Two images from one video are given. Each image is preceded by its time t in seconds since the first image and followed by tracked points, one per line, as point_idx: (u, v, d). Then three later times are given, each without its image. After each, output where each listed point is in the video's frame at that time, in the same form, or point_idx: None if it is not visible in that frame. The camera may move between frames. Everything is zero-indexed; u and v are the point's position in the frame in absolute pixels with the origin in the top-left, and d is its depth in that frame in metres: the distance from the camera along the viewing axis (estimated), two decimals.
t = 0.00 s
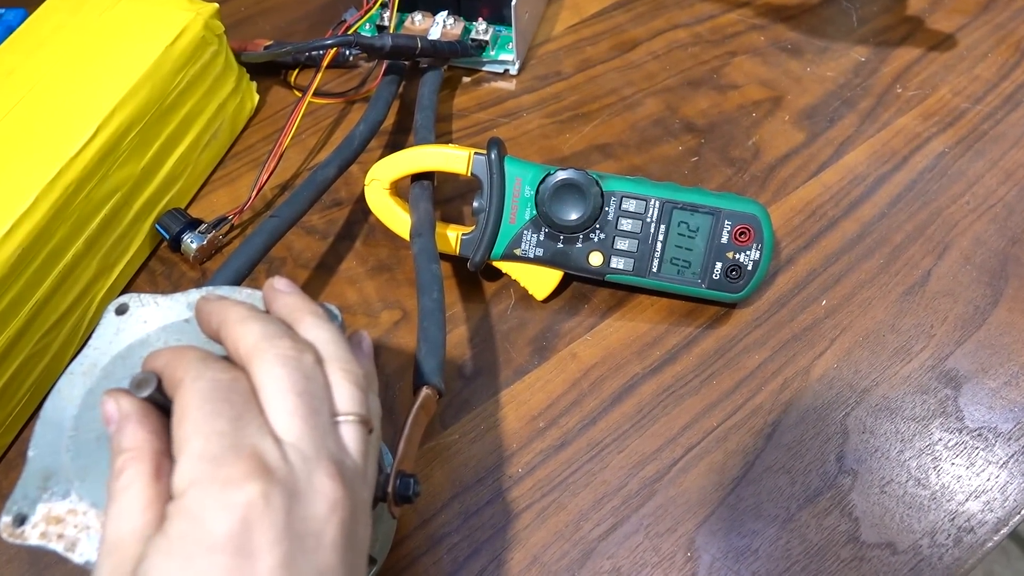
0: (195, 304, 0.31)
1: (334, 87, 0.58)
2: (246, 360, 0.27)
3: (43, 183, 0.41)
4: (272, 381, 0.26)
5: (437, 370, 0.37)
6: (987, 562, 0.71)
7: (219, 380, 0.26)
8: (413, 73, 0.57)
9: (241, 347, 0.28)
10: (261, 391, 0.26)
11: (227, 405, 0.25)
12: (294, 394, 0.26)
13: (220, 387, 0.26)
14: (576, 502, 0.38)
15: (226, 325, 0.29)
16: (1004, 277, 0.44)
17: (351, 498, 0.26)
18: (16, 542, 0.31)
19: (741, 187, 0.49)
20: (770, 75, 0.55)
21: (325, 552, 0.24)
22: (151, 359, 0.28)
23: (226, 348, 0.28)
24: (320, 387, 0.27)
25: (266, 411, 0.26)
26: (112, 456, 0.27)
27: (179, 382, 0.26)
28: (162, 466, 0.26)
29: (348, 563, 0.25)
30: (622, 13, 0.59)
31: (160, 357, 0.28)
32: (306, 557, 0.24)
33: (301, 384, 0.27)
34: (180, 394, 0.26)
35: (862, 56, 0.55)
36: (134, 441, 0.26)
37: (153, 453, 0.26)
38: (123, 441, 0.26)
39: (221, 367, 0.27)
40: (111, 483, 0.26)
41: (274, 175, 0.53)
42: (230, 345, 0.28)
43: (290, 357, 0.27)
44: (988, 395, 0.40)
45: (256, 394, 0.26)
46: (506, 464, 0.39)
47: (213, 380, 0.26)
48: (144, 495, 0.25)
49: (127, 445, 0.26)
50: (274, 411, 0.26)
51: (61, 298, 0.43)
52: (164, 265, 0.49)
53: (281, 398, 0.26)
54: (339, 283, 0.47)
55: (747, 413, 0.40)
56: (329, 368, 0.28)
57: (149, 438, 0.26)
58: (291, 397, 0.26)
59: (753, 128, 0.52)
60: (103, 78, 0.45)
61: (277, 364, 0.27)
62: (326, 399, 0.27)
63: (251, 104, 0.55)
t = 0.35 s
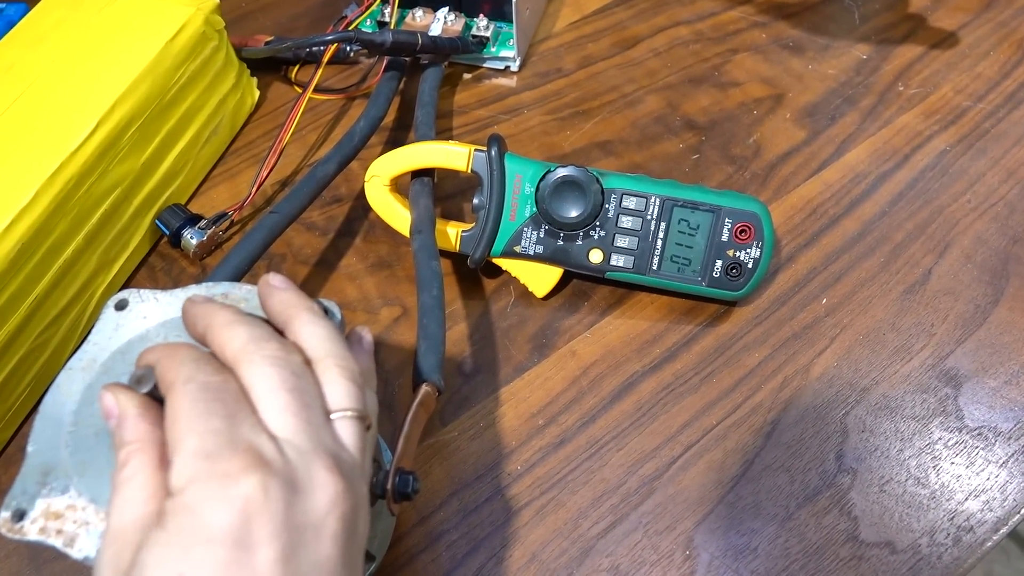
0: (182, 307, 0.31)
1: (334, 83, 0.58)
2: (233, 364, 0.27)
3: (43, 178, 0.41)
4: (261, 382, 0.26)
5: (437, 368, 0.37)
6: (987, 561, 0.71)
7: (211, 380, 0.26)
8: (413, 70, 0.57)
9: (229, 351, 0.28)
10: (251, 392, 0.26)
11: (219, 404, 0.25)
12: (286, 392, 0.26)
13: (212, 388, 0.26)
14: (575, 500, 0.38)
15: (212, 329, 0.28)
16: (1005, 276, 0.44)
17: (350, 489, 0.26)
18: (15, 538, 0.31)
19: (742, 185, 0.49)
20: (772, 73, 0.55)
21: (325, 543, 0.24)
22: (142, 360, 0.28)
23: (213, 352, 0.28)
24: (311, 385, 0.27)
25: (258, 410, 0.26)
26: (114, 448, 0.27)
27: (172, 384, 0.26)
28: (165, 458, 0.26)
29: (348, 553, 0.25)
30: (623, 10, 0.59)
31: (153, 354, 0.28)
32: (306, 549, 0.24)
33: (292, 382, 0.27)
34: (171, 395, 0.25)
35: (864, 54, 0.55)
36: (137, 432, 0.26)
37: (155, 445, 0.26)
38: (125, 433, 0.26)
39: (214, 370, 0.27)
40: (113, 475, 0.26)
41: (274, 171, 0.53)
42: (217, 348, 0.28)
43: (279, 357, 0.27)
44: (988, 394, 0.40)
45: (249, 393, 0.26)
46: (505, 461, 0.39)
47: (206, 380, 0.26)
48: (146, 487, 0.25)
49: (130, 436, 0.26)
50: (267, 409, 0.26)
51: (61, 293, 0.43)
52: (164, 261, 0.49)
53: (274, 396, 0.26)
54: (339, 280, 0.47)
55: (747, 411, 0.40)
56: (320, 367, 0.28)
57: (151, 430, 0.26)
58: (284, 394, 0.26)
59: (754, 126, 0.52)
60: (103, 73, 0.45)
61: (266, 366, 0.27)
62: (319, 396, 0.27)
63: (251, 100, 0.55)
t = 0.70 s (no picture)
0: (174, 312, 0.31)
1: (335, 80, 0.58)
2: (228, 367, 0.27)
3: (43, 175, 0.40)
4: (261, 380, 0.26)
5: (437, 366, 0.37)
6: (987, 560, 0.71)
7: (211, 379, 0.26)
8: (414, 67, 0.57)
9: (224, 352, 0.27)
10: (251, 389, 0.26)
11: (221, 401, 0.25)
12: (286, 389, 0.26)
13: (213, 386, 0.25)
14: (575, 499, 0.38)
15: (206, 332, 0.28)
16: (1006, 277, 0.44)
17: (356, 481, 0.26)
18: (16, 535, 0.31)
19: (743, 184, 0.49)
20: (773, 72, 0.54)
21: (332, 535, 0.24)
22: (141, 359, 0.28)
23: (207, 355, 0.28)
24: (310, 381, 0.27)
25: (260, 408, 0.26)
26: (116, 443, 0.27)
27: (170, 384, 0.26)
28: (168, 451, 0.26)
29: (355, 545, 0.25)
30: (625, 8, 0.59)
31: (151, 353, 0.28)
32: (314, 541, 0.24)
33: (291, 379, 0.27)
34: (171, 395, 0.25)
35: (866, 53, 0.55)
36: (140, 425, 0.26)
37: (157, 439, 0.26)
38: (128, 426, 0.26)
39: (214, 368, 0.26)
40: (117, 468, 0.26)
41: (275, 168, 0.53)
42: (211, 350, 0.28)
43: (278, 355, 0.27)
44: (988, 395, 0.40)
45: (249, 391, 0.26)
46: (505, 460, 0.39)
47: (206, 379, 0.26)
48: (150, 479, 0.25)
49: (133, 429, 0.26)
50: (268, 406, 0.26)
51: (61, 290, 0.43)
52: (164, 258, 0.49)
53: (275, 393, 0.26)
54: (340, 277, 0.47)
55: (746, 411, 0.40)
56: (319, 365, 0.28)
57: (154, 422, 0.26)
58: (284, 390, 0.26)
59: (756, 125, 0.52)
60: (104, 70, 0.45)
61: (264, 365, 0.27)
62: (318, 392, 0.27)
63: (252, 97, 0.55)
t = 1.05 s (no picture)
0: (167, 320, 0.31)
1: (336, 79, 0.58)
2: (224, 370, 0.27)
3: (44, 173, 0.40)
4: (258, 381, 0.26)
5: (438, 367, 0.37)
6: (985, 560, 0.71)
7: (210, 382, 0.26)
8: (415, 66, 0.57)
9: (220, 354, 0.27)
10: (249, 390, 0.26)
11: (220, 403, 0.25)
12: (284, 388, 0.26)
13: (211, 388, 0.25)
14: (574, 499, 0.38)
15: (200, 335, 0.28)
16: (1006, 278, 0.44)
17: (358, 477, 0.26)
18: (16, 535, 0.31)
19: (743, 184, 0.49)
20: (774, 72, 0.54)
21: (336, 530, 0.24)
22: (139, 360, 0.28)
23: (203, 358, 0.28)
24: (308, 381, 0.27)
25: (258, 409, 0.26)
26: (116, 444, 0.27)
27: (168, 388, 0.26)
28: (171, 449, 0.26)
29: (359, 540, 0.25)
30: (626, 8, 0.59)
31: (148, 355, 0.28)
32: (319, 537, 0.24)
33: (289, 379, 0.27)
34: (168, 398, 0.25)
35: (867, 53, 0.55)
36: (141, 423, 0.26)
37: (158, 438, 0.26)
38: (129, 425, 0.26)
39: (211, 370, 0.26)
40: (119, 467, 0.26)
41: (275, 167, 0.53)
42: (206, 351, 0.28)
43: (276, 355, 0.27)
44: (988, 396, 0.40)
45: (246, 393, 0.26)
46: (505, 459, 0.40)
47: (205, 381, 0.26)
48: (153, 478, 0.25)
49: (134, 428, 0.26)
50: (267, 406, 0.26)
51: (61, 288, 0.43)
52: (164, 257, 0.49)
53: (273, 393, 0.26)
54: (340, 276, 0.47)
55: (746, 412, 0.40)
56: (318, 365, 0.28)
57: (155, 420, 0.26)
58: (283, 390, 0.26)
59: (757, 125, 0.52)
60: (105, 69, 0.45)
61: (262, 366, 0.27)
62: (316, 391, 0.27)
63: (252, 96, 0.55)
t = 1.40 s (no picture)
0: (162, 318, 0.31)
1: (333, 76, 0.58)
2: (220, 367, 0.27)
3: (40, 170, 0.40)
4: (254, 377, 0.26)
5: (434, 365, 0.37)
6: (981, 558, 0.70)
7: (205, 379, 0.26)
8: (413, 64, 0.57)
9: (216, 352, 0.27)
10: (245, 387, 0.26)
11: (215, 400, 0.25)
12: (280, 384, 0.26)
13: (207, 385, 0.25)
14: (570, 497, 0.38)
15: (195, 332, 0.28)
16: (1002, 277, 0.44)
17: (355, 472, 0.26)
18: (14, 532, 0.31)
19: (741, 182, 0.49)
20: (772, 70, 0.54)
21: (334, 526, 0.24)
22: (136, 357, 0.28)
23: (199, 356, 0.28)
24: (304, 377, 0.27)
25: (254, 405, 0.26)
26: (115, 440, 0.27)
27: (164, 386, 0.26)
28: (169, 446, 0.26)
29: (357, 535, 0.25)
30: (624, 6, 0.59)
31: (144, 352, 0.28)
32: (317, 532, 0.24)
33: (285, 374, 0.27)
34: (165, 396, 0.25)
35: (865, 52, 0.55)
36: (139, 420, 0.26)
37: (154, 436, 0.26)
38: (126, 421, 0.26)
39: (208, 367, 0.26)
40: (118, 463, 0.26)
41: (272, 164, 0.53)
42: (202, 348, 0.27)
43: (271, 352, 0.27)
44: (984, 395, 0.40)
45: (242, 390, 0.26)
46: (501, 457, 0.40)
47: (200, 379, 0.26)
48: (152, 474, 0.25)
49: (132, 424, 0.26)
50: (263, 403, 0.26)
51: (58, 285, 0.42)
52: (161, 254, 0.49)
53: (269, 389, 0.26)
54: (337, 274, 0.47)
55: (742, 410, 0.40)
56: (314, 361, 0.28)
57: (152, 416, 0.26)
58: (279, 385, 0.26)
59: (754, 124, 0.52)
60: (102, 65, 0.44)
61: (257, 362, 0.27)
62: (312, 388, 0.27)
63: (249, 93, 0.55)
